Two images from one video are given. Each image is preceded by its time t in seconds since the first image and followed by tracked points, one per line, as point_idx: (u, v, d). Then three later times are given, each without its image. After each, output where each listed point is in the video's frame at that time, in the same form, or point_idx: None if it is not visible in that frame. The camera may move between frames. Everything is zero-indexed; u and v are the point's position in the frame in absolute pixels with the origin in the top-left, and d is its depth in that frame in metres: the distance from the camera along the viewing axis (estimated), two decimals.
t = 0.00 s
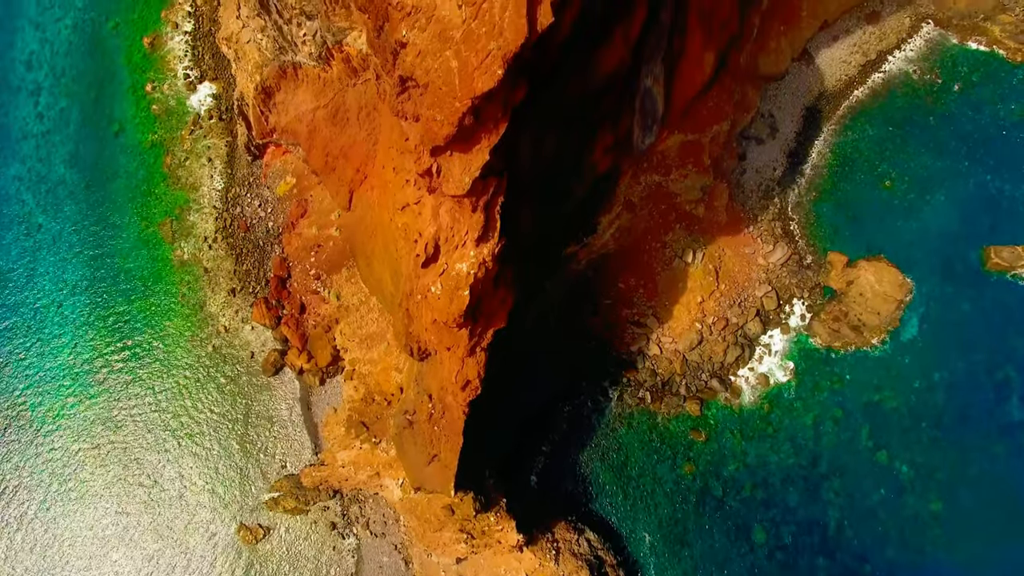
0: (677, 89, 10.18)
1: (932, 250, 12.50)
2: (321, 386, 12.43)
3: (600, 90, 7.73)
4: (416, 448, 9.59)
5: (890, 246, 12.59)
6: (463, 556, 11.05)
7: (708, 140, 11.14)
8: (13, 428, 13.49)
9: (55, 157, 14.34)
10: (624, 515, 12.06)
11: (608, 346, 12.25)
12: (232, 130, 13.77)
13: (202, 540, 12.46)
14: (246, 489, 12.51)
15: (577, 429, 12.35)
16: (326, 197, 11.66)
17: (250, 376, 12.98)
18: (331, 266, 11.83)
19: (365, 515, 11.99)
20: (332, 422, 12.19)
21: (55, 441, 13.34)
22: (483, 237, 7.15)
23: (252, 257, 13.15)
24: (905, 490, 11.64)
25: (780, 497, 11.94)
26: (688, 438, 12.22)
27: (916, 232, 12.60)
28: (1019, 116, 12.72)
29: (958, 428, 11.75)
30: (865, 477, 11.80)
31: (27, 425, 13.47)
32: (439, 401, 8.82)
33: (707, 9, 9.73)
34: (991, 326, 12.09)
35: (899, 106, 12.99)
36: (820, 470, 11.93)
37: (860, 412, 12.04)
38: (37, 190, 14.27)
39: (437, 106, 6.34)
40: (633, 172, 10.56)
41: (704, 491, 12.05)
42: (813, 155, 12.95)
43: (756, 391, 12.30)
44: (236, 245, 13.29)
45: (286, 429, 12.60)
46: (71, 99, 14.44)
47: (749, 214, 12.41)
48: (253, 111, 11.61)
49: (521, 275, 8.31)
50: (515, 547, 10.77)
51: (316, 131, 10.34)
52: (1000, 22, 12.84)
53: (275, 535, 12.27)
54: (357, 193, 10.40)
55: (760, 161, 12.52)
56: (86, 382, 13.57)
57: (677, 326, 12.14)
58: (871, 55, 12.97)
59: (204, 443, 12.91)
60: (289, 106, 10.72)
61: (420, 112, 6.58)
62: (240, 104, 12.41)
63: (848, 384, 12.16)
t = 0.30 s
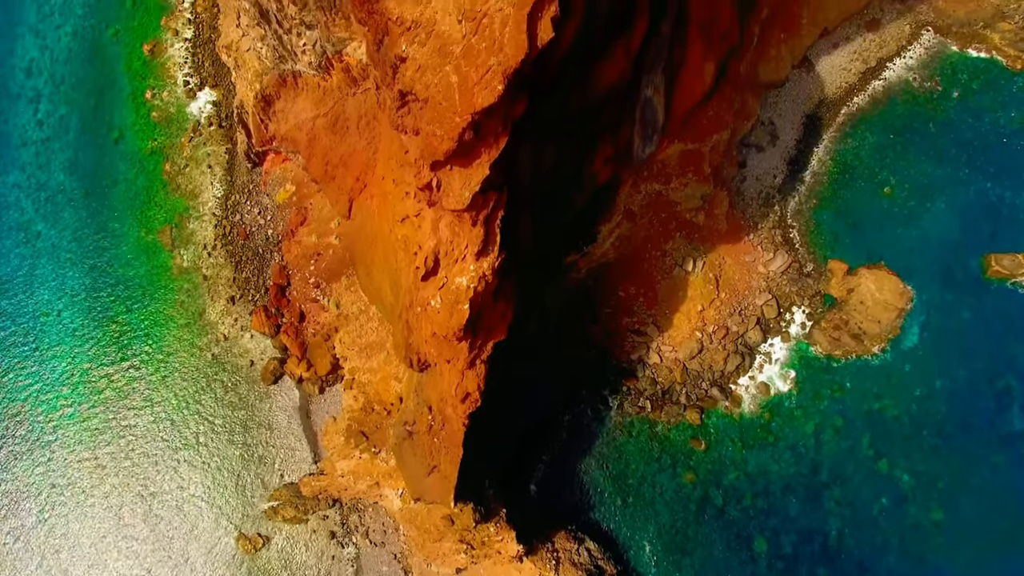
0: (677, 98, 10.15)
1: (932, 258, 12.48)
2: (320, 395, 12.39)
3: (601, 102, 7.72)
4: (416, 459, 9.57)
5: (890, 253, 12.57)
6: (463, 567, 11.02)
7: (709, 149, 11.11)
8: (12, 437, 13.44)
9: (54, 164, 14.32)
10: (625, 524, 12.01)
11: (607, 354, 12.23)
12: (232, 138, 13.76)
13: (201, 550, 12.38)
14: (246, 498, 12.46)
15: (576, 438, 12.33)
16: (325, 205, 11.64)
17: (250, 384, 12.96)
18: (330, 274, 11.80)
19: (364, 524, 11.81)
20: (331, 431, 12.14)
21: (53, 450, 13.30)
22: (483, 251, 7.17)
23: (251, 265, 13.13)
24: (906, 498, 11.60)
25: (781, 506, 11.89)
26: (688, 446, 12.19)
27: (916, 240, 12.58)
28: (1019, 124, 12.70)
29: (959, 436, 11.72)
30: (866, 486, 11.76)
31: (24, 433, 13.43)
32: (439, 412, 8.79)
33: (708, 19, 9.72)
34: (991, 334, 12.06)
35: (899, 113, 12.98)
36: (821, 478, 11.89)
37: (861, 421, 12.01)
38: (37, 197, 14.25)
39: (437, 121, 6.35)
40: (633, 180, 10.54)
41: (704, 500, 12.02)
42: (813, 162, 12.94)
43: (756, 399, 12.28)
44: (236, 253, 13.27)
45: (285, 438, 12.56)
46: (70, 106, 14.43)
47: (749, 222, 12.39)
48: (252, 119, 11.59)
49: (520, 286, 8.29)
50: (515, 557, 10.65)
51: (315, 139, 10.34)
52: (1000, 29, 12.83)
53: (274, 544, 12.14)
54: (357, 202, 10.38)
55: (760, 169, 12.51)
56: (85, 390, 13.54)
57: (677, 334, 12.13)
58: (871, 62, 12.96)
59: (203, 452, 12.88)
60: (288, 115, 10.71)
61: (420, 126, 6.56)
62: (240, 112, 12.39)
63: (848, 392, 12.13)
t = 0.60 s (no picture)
0: (677, 108, 10.13)
1: (933, 266, 12.46)
2: (320, 404, 12.34)
3: (601, 114, 7.71)
4: (415, 471, 9.54)
5: (890, 261, 12.55)
6: None
7: (709, 158, 11.09)
8: (11, 446, 13.40)
9: (54, 171, 14.30)
10: (625, 533, 11.95)
11: (607, 363, 12.20)
12: (232, 145, 13.75)
13: (201, 559, 12.31)
14: (245, 508, 12.41)
15: (577, 447, 12.28)
16: (325, 213, 11.63)
17: (249, 393, 12.93)
18: (330, 283, 11.78)
19: (364, 533, 11.66)
20: (331, 440, 12.11)
21: (51, 459, 13.27)
22: (483, 266, 7.15)
23: (250, 273, 13.11)
24: (908, 508, 11.57)
25: (782, 515, 11.85)
26: (688, 455, 12.16)
27: (916, 248, 12.56)
28: (1020, 132, 12.70)
29: (960, 445, 11.69)
30: (867, 495, 11.72)
31: (23, 443, 13.39)
32: (439, 425, 8.77)
33: (708, 30, 9.71)
34: (992, 342, 12.04)
35: (899, 121, 12.98)
36: (822, 488, 11.85)
37: (862, 429, 11.97)
38: (36, 205, 14.22)
39: (436, 136, 6.38)
40: (633, 190, 10.53)
41: (704, 509, 11.97)
42: (813, 170, 12.92)
43: (756, 408, 12.23)
44: (235, 261, 13.25)
45: (284, 447, 12.51)
46: (70, 113, 14.41)
47: (749, 230, 12.37)
48: (252, 127, 11.58)
49: (520, 298, 8.28)
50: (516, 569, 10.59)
51: (315, 147, 10.32)
52: (999, 37, 12.82)
53: (272, 553, 12.03)
54: (356, 211, 10.35)
55: (760, 177, 12.49)
56: (84, 399, 13.50)
57: (677, 343, 12.11)
58: (871, 70, 12.95)
59: (202, 461, 12.83)
60: (288, 123, 10.69)
61: (420, 141, 6.58)
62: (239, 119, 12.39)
63: (850, 401, 12.09)
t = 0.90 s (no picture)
0: (677, 118, 10.09)
1: (934, 274, 12.43)
2: (319, 413, 12.31)
3: (601, 127, 7.71)
4: (415, 484, 9.48)
5: (891, 270, 12.53)
6: None
7: (710, 168, 11.08)
8: (10, 455, 13.36)
9: (54, 179, 14.29)
10: (626, 543, 11.91)
11: (608, 373, 12.16)
12: (231, 153, 13.75)
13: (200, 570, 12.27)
14: (245, 517, 12.38)
15: (577, 457, 12.23)
16: (325, 222, 11.60)
17: (248, 402, 12.89)
18: (329, 293, 11.75)
19: (363, 543, 11.64)
20: (331, 450, 12.06)
21: (50, 468, 13.23)
22: (483, 281, 7.21)
23: (250, 282, 13.09)
24: (909, 518, 11.53)
25: (783, 525, 11.81)
26: (688, 464, 12.12)
27: (917, 256, 12.54)
28: (1020, 140, 12.68)
29: (961, 455, 11.65)
30: (867, 504, 11.69)
31: (21, 452, 13.35)
32: (438, 437, 8.74)
33: (708, 41, 9.68)
34: (994, 351, 12.01)
35: (899, 129, 12.97)
36: (823, 497, 11.81)
37: (863, 439, 11.94)
38: (35, 213, 14.21)
39: (436, 153, 6.48)
40: (633, 200, 10.52)
41: (704, 519, 11.94)
42: (813, 178, 12.90)
43: (757, 418, 12.17)
44: (235, 269, 13.23)
45: (284, 456, 12.48)
46: (70, 121, 14.40)
47: (749, 239, 12.35)
48: (251, 136, 11.58)
49: (519, 310, 8.26)
50: None
51: (314, 157, 10.30)
52: (999, 45, 12.78)
53: (272, 563, 12.01)
54: (356, 220, 10.31)
55: (760, 185, 12.48)
56: (82, 408, 13.46)
57: (678, 352, 12.08)
58: (871, 78, 12.93)
59: (201, 471, 12.79)
60: (287, 132, 10.67)
61: (420, 157, 6.68)
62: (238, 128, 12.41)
63: (850, 410, 12.06)
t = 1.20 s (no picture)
0: (677, 129, 10.07)
1: (934, 283, 12.41)
2: (319, 423, 12.28)
3: (601, 140, 7.72)
4: (415, 497, 9.41)
5: (892, 278, 12.50)
6: None
7: (710, 177, 11.06)
8: (8, 465, 13.31)
9: (53, 188, 14.27)
10: (626, 553, 11.84)
11: (608, 383, 12.13)
12: (231, 162, 13.74)
13: None
14: (243, 527, 12.32)
15: (577, 466, 12.18)
16: (324, 232, 11.57)
17: (247, 412, 12.85)
18: (329, 302, 11.73)
19: (362, 554, 11.59)
20: (330, 460, 12.02)
21: (48, 477, 13.17)
22: (484, 296, 7.24)
23: (249, 290, 13.05)
24: (910, 528, 11.49)
25: (784, 535, 11.76)
26: (689, 474, 12.07)
27: (917, 264, 12.52)
28: (1019, 148, 12.68)
29: (963, 464, 11.61)
30: (869, 514, 11.65)
31: (19, 462, 13.29)
32: (438, 450, 8.71)
33: (708, 51, 9.64)
34: (995, 360, 11.98)
35: (899, 137, 12.96)
36: (824, 507, 11.77)
37: (864, 448, 11.90)
38: (34, 221, 14.18)
39: (435, 169, 6.50)
40: (633, 210, 10.51)
41: (705, 530, 11.87)
42: (813, 186, 12.88)
43: (756, 428, 12.15)
44: (235, 278, 13.22)
45: (282, 466, 12.43)
46: (70, 129, 14.38)
47: (750, 248, 12.33)
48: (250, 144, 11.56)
49: (519, 322, 8.25)
50: None
51: (313, 167, 10.28)
52: (998, 54, 12.78)
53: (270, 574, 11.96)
54: (356, 230, 10.27)
55: (760, 194, 12.46)
56: (81, 418, 13.40)
57: (678, 362, 12.05)
58: (871, 86, 12.92)
59: (200, 482, 12.74)
60: (287, 142, 10.65)
61: (419, 173, 6.69)
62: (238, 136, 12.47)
63: (851, 419, 12.01)
